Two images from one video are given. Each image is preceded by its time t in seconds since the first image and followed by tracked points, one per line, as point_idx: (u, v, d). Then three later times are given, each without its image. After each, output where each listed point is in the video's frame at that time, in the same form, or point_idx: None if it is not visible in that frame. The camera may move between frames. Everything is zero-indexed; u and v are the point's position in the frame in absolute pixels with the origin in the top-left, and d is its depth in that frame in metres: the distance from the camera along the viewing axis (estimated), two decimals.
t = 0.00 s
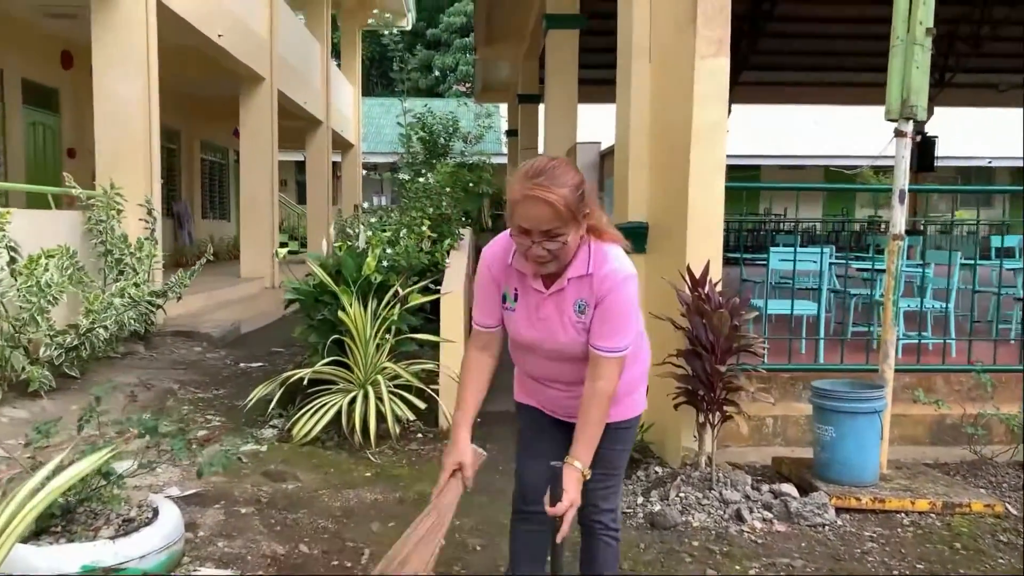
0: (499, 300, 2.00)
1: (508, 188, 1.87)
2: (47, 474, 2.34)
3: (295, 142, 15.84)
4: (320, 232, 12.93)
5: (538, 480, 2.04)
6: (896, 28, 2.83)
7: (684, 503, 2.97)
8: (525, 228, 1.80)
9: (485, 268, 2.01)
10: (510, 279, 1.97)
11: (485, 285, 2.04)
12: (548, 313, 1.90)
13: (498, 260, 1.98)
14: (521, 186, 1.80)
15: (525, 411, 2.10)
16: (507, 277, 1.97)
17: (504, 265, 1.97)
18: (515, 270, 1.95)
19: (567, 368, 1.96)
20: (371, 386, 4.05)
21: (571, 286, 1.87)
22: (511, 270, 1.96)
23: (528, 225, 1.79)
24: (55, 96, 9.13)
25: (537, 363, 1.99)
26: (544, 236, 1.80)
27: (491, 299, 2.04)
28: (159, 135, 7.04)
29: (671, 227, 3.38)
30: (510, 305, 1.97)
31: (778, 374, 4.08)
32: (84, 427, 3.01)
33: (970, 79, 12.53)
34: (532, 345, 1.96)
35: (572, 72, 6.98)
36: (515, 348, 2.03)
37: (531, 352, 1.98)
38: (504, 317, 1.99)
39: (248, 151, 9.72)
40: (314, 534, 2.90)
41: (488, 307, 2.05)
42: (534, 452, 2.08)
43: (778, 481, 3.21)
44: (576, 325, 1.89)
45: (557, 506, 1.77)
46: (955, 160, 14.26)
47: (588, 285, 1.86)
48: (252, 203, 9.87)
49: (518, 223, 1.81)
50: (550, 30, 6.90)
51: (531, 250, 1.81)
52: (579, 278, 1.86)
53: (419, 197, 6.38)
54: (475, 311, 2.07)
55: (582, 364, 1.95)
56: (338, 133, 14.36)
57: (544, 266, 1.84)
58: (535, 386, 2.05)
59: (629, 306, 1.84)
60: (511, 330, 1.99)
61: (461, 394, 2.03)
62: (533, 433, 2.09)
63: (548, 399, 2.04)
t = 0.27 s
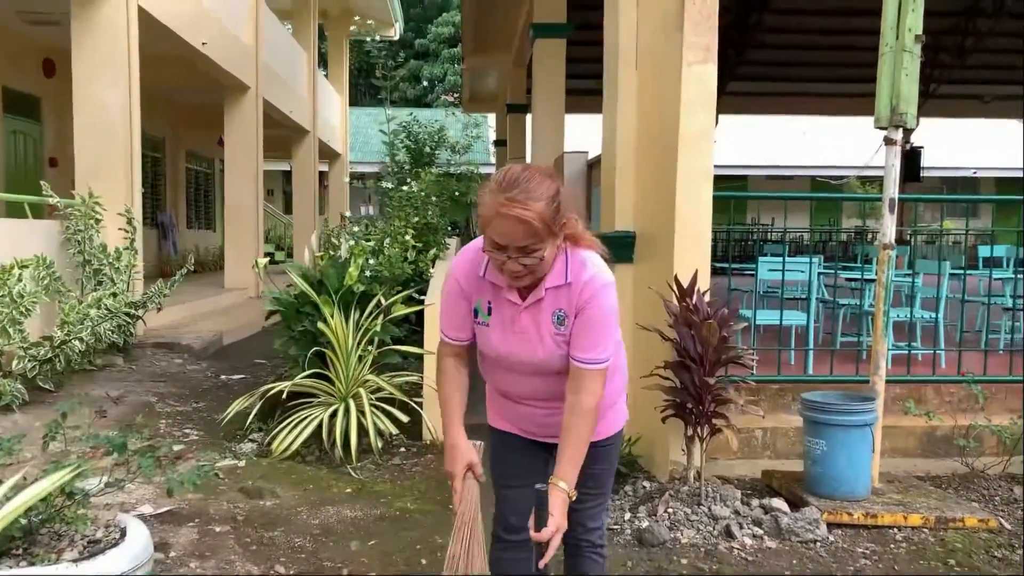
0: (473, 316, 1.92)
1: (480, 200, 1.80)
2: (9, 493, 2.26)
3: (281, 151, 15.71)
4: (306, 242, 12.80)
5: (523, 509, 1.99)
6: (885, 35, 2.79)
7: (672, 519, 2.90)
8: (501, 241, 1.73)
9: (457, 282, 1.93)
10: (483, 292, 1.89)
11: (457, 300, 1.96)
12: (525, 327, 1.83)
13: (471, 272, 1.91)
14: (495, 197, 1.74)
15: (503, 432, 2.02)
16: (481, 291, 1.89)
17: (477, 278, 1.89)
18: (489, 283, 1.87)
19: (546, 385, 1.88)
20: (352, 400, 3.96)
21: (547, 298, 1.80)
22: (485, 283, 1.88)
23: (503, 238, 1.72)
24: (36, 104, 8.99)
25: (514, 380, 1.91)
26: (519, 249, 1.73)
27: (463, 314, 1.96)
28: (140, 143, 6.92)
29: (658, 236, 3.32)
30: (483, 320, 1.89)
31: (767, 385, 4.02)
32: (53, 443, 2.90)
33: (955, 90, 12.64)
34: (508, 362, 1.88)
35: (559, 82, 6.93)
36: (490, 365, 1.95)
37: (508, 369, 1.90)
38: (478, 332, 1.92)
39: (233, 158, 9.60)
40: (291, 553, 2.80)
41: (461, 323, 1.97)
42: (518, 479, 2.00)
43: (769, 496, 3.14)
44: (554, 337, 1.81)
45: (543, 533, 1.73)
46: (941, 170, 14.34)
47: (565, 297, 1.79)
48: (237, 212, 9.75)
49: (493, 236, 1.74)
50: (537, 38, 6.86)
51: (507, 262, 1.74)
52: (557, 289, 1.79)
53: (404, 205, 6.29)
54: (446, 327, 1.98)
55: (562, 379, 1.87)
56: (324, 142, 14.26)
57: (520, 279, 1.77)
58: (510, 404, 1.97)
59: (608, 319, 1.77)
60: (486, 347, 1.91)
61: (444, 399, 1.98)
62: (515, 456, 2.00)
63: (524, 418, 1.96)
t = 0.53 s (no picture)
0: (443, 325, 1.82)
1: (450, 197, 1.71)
2: None
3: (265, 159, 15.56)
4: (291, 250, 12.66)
5: (500, 535, 1.91)
6: (873, 41, 2.75)
7: (659, 535, 2.82)
8: (476, 238, 1.65)
9: (425, 289, 1.84)
10: (455, 298, 1.80)
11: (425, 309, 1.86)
12: (503, 333, 1.75)
13: (440, 278, 1.82)
14: (467, 192, 1.65)
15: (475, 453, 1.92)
16: (452, 298, 1.81)
17: (449, 283, 1.81)
18: (462, 287, 1.79)
19: (527, 395, 1.80)
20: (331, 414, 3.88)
21: (527, 300, 1.73)
22: (457, 289, 1.80)
23: (479, 235, 1.64)
24: (14, 111, 8.83)
25: (490, 393, 1.82)
26: (496, 246, 1.65)
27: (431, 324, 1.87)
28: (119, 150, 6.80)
29: (644, 245, 3.25)
30: (455, 328, 1.80)
31: (755, 396, 3.97)
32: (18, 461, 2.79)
33: (938, 99, 12.77)
34: (484, 372, 1.79)
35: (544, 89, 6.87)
36: (463, 378, 1.86)
37: (483, 380, 1.81)
38: (449, 342, 1.82)
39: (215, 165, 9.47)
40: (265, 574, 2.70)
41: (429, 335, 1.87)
42: (491, 501, 1.92)
43: (758, 511, 3.08)
44: (535, 343, 1.74)
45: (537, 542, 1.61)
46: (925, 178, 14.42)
47: (545, 298, 1.73)
48: (220, 221, 9.59)
49: (467, 233, 1.66)
50: (523, 45, 6.80)
51: (484, 261, 1.66)
52: (536, 290, 1.73)
53: (386, 213, 6.20)
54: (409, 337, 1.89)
55: (544, 387, 1.80)
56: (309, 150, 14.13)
57: (498, 279, 1.69)
58: (485, 420, 1.87)
59: (592, 320, 1.72)
60: (458, 357, 1.81)
61: (389, 393, 1.90)
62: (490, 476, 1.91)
63: (500, 434, 1.86)
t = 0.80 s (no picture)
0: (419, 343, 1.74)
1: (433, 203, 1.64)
2: None
3: (250, 168, 15.41)
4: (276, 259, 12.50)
5: (474, 565, 1.82)
6: (862, 49, 2.71)
7: (646, 556, 2.74)
8: (460, 247, 1.59)
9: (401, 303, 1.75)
10: (433, 316, 1.73)
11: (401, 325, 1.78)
12: (482, 353, 1.67)
13: (418, 291, 1.74)
14: (451, 197, 1.58)
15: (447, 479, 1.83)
16: (431, 313, 1.73)
17: (427, 298, 1.73)
18: (439, 304, 1.72)
19: (502, 422, 1.73)
20: (310, 429, 3.78)
21: (508, 319, 1.66)
22: (435, 304, 1.72)
23: (463, 243, 1.58)
24: None
25: (464, 418, 1.74)
26: (479, 256, 1.59)
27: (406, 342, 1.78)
28: (97, 158, 6.67)
29: (631, 258, 3.18)
30: (431, 347, 1.72)
31: (743, 409, 3.90)
32: None
33: (922, 110, 12.93)
34: (458, 395, 1.71)
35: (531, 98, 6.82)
36: (437, 401, 1.78)
37: (457, 403, 1.73)
38: (424, 361, 1.74)
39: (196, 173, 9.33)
40: None
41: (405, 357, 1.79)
42: (466, 533, 1.83)
43: (748, 530, 3.00)
44: (514, 364, 1.67)
45: None
46: (911, 188, 14.50)
47: (527, 316, 1.67)
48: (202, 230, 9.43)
49: (450, 241, 1.59)
50: (509, 54, 6.76)
51: (466, 273, 1.59)
52: (518, 308, 1.67)
53: (369, 223, 6.11)
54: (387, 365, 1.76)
55: (520, 414, 1.73)
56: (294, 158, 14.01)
57: (479, 293, 1.62)
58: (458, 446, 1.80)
59: (574, 343, 1.65)
60: (433, 378, 1.73)
61: (386, 454, 1.77)
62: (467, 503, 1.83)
63: (472, 461, 1.79)
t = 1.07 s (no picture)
0: (428, 345, 1.63)
1: (460, 170, 1.64)
2: None
3: (234, 177, 15.26)
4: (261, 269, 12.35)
5: None
6: (852, 59, 2.66)
7: None
8: (490, 202, 1.56)
9: (410, 302, 1.65)
10: (444, 314, 1.63)
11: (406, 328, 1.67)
12: (498, 354, 1.56)
13: (428, 290, 1.65)
14: (483, 156, 1.60)
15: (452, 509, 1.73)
16: (441, 312, 1.63)
17: (438, 296, 1.64)
18: (453, 301, 1.62)
19: (517, 435, 1.62)
20: (290, 446, 3.67)
21: (528, 315, 1.57)
22: (448, 301, 1.63)
23: (494, 198, 1.55)
24: None
25: (476, 431, 1.62)
26: (510, 215, 1.56)
27: (413, 346, 1.67)
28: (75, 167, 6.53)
29: (619, 270, 3.12)
30: (442, 350, 1.61)
31: (733, 423, 3.83)
32: None
33: (905, 121, 13.13)
34: (471, 403, 1.59)
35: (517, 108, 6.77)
36: (445, 413, 1.66)
37: (469, 411, 1.61)
38: (433, 366, 1.62)
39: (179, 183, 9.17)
40: None
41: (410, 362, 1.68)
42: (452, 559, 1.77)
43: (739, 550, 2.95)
44: (532, 364, 1.56)
45: None
46: (896, 199, 14.60)
47: (546, 314, 1.58)
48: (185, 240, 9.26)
49: (480, 200, 1.57)
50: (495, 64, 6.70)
51: (495, 232, 1.56)
52: (538, 304, 1.58)
53: (352, 234, 6.01)
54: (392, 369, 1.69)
55: (537, 425, 1.62)
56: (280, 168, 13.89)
57: (505, 270, 1.56)
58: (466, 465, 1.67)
59: (599, 344, 1.57)
60: (442, 384, 1.61)
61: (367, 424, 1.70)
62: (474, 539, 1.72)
63: (482, 482, 1.67)
